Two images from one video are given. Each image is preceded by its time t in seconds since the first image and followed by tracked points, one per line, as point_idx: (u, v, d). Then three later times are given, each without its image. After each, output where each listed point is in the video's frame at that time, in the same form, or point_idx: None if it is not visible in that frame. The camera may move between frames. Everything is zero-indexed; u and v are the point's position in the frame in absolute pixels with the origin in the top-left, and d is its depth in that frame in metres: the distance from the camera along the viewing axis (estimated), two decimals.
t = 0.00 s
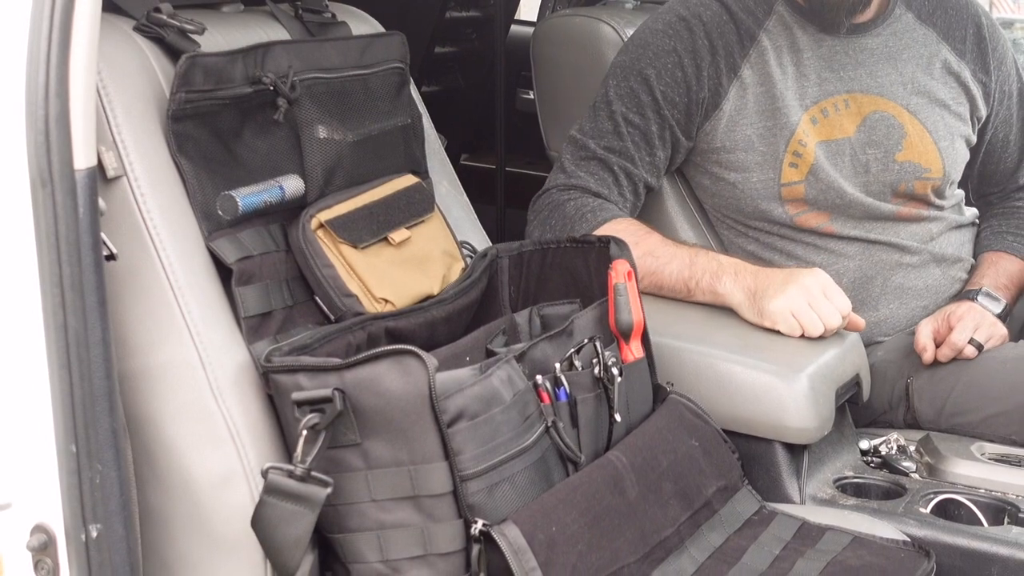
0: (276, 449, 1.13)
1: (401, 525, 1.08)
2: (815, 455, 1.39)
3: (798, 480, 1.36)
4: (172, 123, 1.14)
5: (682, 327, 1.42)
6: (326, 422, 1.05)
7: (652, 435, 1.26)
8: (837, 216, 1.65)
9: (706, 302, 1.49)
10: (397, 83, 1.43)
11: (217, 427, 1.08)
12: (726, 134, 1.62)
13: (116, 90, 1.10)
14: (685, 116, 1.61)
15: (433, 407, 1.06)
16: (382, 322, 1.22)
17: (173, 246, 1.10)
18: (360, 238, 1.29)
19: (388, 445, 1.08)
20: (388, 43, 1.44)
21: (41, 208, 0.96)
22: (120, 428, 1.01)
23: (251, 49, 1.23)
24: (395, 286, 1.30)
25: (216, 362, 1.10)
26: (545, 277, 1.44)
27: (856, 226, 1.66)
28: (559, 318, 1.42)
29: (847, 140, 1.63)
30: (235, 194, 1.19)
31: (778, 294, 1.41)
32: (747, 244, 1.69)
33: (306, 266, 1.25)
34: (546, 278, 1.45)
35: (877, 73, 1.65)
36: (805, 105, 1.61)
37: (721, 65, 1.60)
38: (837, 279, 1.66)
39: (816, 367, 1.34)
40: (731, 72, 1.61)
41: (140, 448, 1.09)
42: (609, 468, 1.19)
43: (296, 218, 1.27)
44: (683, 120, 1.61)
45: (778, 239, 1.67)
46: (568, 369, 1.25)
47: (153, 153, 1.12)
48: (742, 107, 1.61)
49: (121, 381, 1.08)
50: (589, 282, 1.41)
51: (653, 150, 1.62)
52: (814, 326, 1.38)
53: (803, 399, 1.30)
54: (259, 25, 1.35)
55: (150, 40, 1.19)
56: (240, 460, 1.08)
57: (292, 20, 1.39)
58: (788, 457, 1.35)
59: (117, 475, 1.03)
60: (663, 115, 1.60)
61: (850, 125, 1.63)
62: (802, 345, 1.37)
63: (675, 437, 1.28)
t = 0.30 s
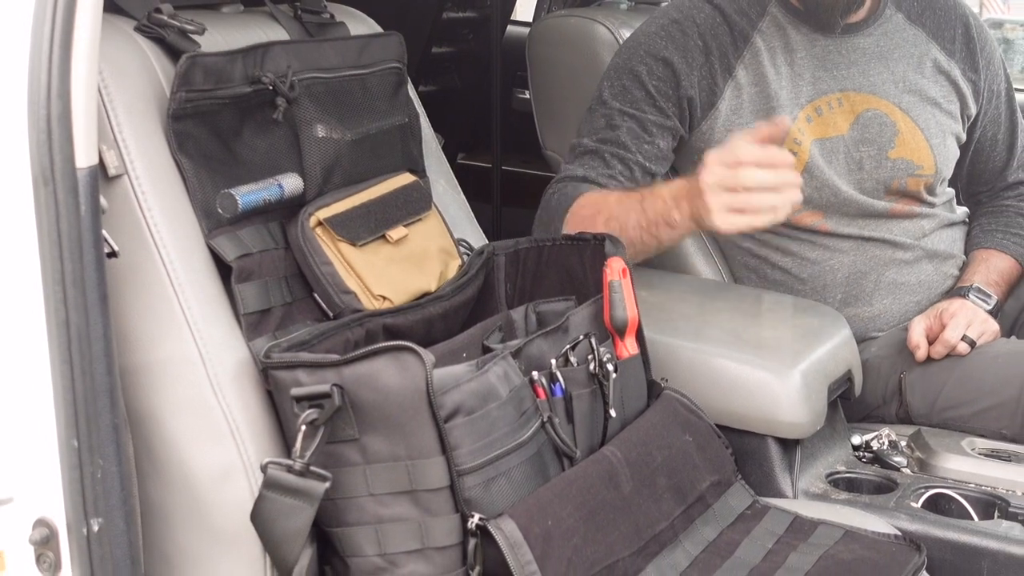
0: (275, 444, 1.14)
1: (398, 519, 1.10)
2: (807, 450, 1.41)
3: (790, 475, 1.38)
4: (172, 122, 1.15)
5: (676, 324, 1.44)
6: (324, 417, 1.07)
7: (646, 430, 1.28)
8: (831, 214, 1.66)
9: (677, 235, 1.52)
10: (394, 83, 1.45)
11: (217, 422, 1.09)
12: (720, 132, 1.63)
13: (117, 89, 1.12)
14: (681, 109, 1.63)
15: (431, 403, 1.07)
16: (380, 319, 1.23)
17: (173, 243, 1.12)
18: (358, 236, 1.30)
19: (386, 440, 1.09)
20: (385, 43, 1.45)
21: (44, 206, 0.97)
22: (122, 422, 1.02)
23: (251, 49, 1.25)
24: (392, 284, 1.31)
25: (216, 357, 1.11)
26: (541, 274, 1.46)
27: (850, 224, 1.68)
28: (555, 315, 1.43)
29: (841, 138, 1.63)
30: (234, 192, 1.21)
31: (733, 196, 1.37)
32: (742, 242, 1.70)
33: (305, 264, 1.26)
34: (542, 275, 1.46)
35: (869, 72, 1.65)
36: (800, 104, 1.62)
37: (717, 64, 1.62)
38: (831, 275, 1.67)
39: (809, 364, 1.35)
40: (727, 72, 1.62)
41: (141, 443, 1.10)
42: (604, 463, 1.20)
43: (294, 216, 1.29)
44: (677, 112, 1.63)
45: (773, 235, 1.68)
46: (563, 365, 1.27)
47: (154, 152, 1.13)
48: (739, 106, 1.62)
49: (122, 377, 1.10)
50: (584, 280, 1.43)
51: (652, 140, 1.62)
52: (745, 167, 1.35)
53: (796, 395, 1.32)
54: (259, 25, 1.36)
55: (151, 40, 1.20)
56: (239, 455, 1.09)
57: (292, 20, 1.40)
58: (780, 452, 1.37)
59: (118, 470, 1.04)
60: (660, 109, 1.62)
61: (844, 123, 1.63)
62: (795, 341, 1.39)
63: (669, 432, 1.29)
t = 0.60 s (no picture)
0: (274, 440, 1.16)
1: (396, 513, 1.11)
2: (799, 446, 1.43)
3: (783, 470, 1.40)
4: (172, 121, 1.16)
5: (670, 321, 1.45)
6: (323, 413, 1.08)
7: (640, 425, 1.29)
8: (825, 210, 1.68)
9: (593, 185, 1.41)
10: (392, 82, 1.46)
11: (217, 418, 1.11)
12: (712, 129, 1.64)
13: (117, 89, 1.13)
14: (679, 105, 1.61)
15: (428, 399, 1.09)
16: (377, 316, 1.25)
17: (173, 242, 1.13)
18: (356, 234, 1.31)
19: (383, 436, 1.11)
20: (383, 43, 1.46)
21: (45, 204, 0.98)
22: (122, 419, 1.03)
23: (249, 50, 1.26)
24: (390, 281, 1.33)
25: (215, 354, 1.13)
26: (537, 272, 1.47)
27: (843, 221, 1.70)
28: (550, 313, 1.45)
29: (834, 135, 1.66)
30: (234, 190, 1.22)
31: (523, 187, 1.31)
32: (735, 240, 1.72)
33: (304, 261, 1.27)
34: (538, 273, 1.48)
35: (859, 70, 1.68)
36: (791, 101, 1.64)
37: (710, 60, 1.63)
38: (825, 272, 1.69)
39: (802, 359, 1.37)
40: (722, 69, 1.64)
41: (141, 439, 1.12)
42: (599, 458, 1.22)
43: (293, 215, 1.30)
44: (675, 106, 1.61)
45: (768, 233, 1.70)
46: (558, 362, 1.28)
47: (154, 151, 1.14)
48: (735, 103, 1.64)
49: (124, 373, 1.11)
50: (579, 277, 1.43)
51: (656, 134, 1.60)
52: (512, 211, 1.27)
53: (789, 389, 1.34)
54: (258, 26, 1.37)
55: (151, 40, 1.21)
56: (239, 451, 1.11)
57: (290, 21, 1.41)
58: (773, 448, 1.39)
59: (119, 464, 1.04)
60: (660, 103, 1.60)
61: (835, 120, 1.66)
62: (788, 338, 1.41)
63: (663, 427, 1.31)
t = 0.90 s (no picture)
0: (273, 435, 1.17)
1: (393, 508, 1.12)
2: (792, 441, 1.44)
3: (776, 465, 1.42)
4: (173, 120, 1.18)
5: (665, 318, 1.47)
6: (321, 409, 1.09)
7: (635, 421, 1.31)
8: (819, 209, 1.67)
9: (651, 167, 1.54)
10: (390, 82, 1.47)
11: (217, 414, 1.12)
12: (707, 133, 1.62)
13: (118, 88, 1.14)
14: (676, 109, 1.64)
15: (425, 396, 1.10)
16: (375, 313, 1.26)
17: (173, 239, 1.14)
18: (354, 232, 1.33)
19: (381, 432, 1.12)
20: (381, 43, 1.48)
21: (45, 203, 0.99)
22: (122, 414, 1.04)
23: (248, 51, 1.27)
24: (387, 279, 1.34)
25: (215, 351, 1.14)
26: (533, 270, 1.49)
27: (837, 220, 1.69)
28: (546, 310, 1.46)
29: (824, 135, 1.60)
30: (233, 188, 1.23)
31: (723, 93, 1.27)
32: (731, 241, 1.76)
33: (302, 259, 1.29)
34: (533, 271, 1.49)
35: (848, 69, 1.61)
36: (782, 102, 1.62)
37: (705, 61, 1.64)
38: (818, 270, 1.70)
39: (794, 356, 1.39)
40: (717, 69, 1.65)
41: (142, 435, 1.13)
42: (594, 453, 1.23)
43: (291, 213, 1.31)
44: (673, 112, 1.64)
45: (761, 231, 1.71)
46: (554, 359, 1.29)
47: (154, 150, 1.16)
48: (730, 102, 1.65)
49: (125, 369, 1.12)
50: (575, 274, 1.45)
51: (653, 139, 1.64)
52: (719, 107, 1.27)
53: (782, 386, 1.36)
54: (258, 26, 1.39)
55: (151, 40, 1.23)
56: (238, 446, 1.12)
57: (290, 22, 1.42)
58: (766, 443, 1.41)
59: (120, 459, 1.05)
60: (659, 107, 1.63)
61: (827, 120, 1.60)
62: (781, 334, 1.42)
63: (658, 423, 1.32)
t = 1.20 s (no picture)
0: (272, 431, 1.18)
1: (390, 502, 1.14)
2: (784, 436, 1.46)
3: (769, 460, 1.43)
4: (173, 120, 1.19)
5: (660, 315, 1.48)
6: (320, 404, 1.10)
7: (629, 417, 1.32)
8: (818, 204, 1.70)
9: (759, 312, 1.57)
10: (387, 82, 1.49)
11: (217, 410, 1.13)
12: (712, 128, 1.66)
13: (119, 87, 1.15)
14: (687, 108, 1.64)
15: (423, 392, 1.12)
16: (373, 310, 1.28)
17: (173, 237, 1.16)
18: (353, 230, 1.35)
19: (378, 427, 1.13)
20: (378, 43, 1.49)
21: (49, 200, 1.01)
22: (123, 409, 1.05)
23: (247, 51, 1.28)
24: (385, 277, 1.35)
25: (215, 347, 1.15)
26: (529, 268, 1.50)
27: (834, 214, 1.72)
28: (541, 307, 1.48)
29: (820, 130, 1.69)
30: (233, 187, 1.25)
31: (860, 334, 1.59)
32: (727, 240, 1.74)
33: (301, 257, 1.31)
34: (529, 269, 1.50)
35: (841, 67, 1.71)
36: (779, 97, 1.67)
37: (710, 61, 1.65)
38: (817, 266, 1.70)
39: (787, 352, 1.40)
40: (718, 70, 1.66)
41: (143, 430, 1.14)
42: (589, 449, 1.25)
43: (291, 212, 1.33)
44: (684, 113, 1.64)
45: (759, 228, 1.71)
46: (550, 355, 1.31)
47: (155, 148, 1.17)
48: (731, 101, 1.66)
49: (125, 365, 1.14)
50: (570, 271, 1.46)
51: (665, 139, 1.64)
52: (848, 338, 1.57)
53: (775, 382, 1.37)
54: (256, 26, 1.40)
55: (151, 41, 1.24)
56: (238, 441, 1.13)
57: (289, 22, 1.44)
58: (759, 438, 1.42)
59: (120, 454, 1.06)
60: (672, 107, 1.63)
61: (822, 116, 1.69)
62: (774, 332, 1.44)
63: (652, 419, 1.34)
